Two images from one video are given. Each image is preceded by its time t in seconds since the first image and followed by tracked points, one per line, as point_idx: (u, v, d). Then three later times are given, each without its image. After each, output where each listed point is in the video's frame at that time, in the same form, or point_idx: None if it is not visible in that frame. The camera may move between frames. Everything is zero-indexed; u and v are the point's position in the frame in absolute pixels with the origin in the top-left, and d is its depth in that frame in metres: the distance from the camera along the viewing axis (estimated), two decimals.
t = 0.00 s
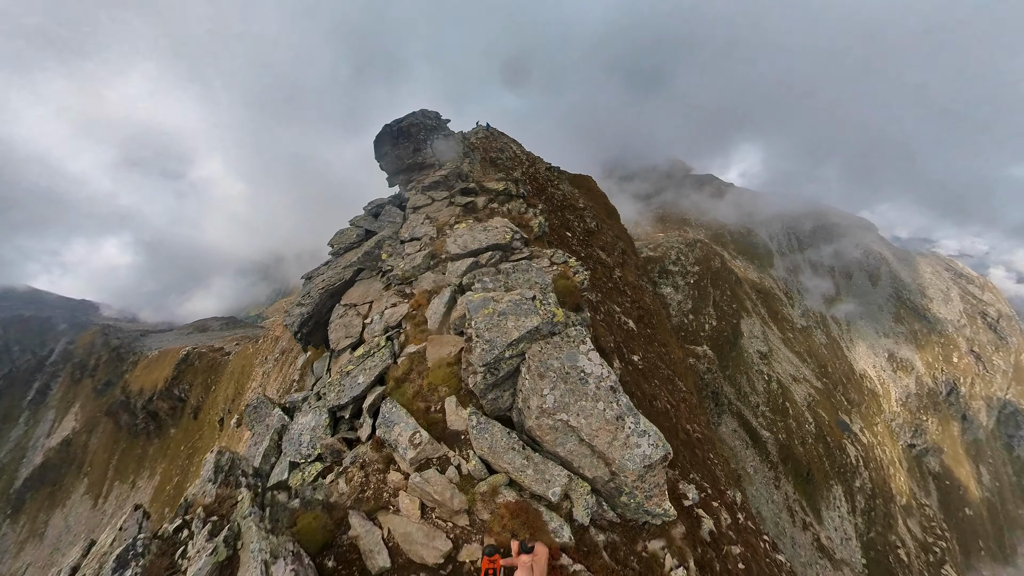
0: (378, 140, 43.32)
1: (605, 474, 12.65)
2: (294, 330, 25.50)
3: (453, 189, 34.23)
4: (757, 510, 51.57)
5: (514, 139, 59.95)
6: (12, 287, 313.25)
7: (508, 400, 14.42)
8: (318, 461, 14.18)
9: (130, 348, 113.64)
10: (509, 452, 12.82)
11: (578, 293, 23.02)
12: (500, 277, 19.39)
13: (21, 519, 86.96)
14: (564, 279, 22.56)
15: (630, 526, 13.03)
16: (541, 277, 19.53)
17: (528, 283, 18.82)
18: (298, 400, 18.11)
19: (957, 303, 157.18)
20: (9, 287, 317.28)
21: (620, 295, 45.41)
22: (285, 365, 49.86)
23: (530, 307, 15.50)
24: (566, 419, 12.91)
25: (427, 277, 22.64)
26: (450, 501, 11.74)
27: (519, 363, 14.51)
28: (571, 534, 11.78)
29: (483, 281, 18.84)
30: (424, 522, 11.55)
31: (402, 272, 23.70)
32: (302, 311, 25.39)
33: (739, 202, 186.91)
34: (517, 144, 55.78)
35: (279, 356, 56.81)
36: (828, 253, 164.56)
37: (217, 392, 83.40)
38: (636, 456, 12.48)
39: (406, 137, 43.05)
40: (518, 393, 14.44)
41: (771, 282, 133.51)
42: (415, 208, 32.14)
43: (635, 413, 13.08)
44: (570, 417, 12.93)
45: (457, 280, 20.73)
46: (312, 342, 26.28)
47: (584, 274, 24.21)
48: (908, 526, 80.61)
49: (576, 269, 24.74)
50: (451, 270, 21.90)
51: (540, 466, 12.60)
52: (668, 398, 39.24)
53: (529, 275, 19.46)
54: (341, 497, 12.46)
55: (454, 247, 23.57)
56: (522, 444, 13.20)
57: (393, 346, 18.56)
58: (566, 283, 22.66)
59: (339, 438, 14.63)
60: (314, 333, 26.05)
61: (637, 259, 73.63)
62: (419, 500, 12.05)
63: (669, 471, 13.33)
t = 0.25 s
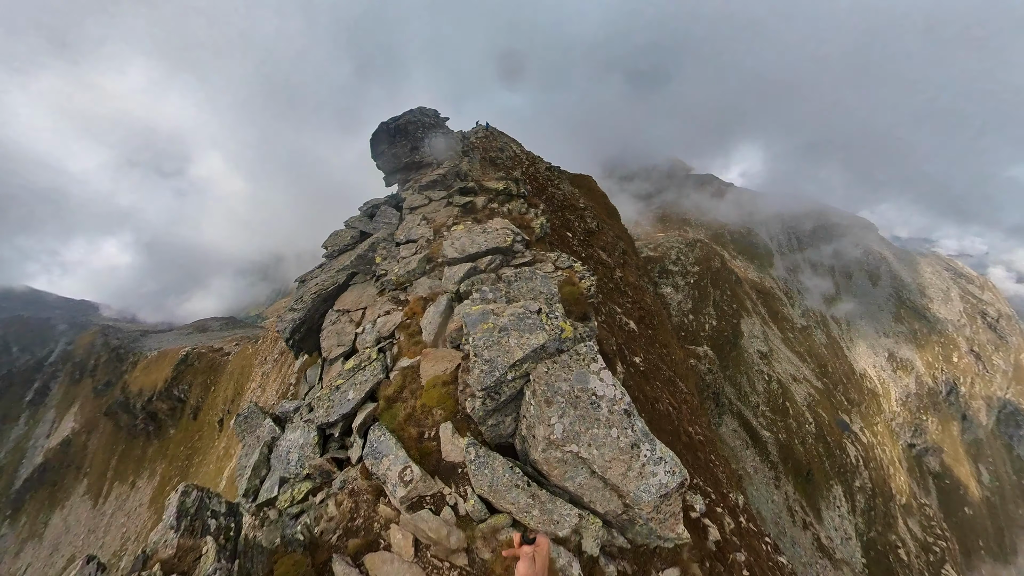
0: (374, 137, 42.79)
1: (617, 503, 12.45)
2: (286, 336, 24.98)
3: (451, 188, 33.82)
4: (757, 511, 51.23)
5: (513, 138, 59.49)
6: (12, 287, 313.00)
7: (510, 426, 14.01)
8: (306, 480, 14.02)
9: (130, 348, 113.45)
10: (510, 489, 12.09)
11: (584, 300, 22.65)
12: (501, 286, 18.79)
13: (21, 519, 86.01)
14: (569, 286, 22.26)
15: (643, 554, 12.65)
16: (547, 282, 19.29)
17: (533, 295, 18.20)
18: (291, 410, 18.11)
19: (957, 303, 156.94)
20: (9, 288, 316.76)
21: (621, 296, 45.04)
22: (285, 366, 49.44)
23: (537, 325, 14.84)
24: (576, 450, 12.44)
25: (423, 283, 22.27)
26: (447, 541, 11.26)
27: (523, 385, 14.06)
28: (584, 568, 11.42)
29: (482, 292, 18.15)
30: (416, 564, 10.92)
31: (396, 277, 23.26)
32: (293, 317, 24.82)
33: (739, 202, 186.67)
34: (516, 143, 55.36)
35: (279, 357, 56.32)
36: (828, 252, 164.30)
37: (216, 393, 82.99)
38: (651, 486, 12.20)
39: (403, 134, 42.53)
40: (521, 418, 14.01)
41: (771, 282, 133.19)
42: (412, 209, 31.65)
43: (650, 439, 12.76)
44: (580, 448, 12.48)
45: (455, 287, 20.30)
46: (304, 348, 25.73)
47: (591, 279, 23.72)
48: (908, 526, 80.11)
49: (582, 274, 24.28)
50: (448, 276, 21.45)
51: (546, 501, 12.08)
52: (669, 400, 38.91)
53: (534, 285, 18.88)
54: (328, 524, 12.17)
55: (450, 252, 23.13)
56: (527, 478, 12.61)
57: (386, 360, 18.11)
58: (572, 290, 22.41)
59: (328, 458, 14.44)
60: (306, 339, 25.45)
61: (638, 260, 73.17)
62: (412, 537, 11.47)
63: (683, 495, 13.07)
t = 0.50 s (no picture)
0: (371, 137, 42.28)
1: (630, 543, 11.51)
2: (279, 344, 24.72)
3: (449, 190, 33.35)
4: (758, 512, 50.92)
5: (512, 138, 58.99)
6: (10, 287, 311.79)
7: (513, 461, 13.40)
8: (298, 503, 14.27)
9: (129, 349, 113.10)
10: (513, 535, 11.21)
11: (590, 312, 22.28)
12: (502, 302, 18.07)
13: (21, 519, 85.51)
14: (575, 297, 21.77)
15: None
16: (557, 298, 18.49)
17: (537, 312, 17.42)
18: (283, 424, 18.30)
19: (957, 302, 156.54)
20: (7, 288, 315.57)
21: (622, 297, 44.58)
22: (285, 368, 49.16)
23: (542, 352, 14.11)
24: (587, 491, 11.61)
25: (418, 293, 21.83)
26: None
27: (528, 418, 13.36)
28: None
29: (482, 310, 17.36)
30: None
31: (390, 286, 22.79)
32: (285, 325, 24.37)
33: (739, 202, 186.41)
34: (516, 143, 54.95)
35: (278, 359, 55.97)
36: (828, 252, 164.09)
37: (215, 394, 82.62)
38: (667, 525, 11.16)
39: (400, 134, 42.09)
40: (525, 453, 13.38)
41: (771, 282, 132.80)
42: (408, 213, 31.15)
43: (664, 473, 11.74)
44: (590, 488, 11.64)
45: (452, 298, 19.71)
46: (297, 357, 25.44)
47: (597, 290, 23.25)
48: (908, 525, 79.87)
49: (588, 284, 23.76)
50: (445, 287, 20.89)
51: (553, 548, 11.21)
52: (670, 402, 38.53)
53: (539, 301, 17.99)
54: (319, 557, 12.31)
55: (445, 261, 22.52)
56: (532, 523, 11.72)
57: (379, 378, 17.80)
58: (578, 301, 21.95)
59: (319, 483, 14.46)
60: (300, 348, 25.09)
61: (638, 260, 72.76)
62: None
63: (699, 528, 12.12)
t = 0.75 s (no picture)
0: (368, 136, 41.86)
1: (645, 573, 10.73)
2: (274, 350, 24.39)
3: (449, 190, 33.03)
4: (758, 513, 50.71)
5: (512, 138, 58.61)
6: (9, 288, 311.31)
7: (520, 486, 12.71)
8: (291, 522, 13.97)
9: (129, 349, 112.85)
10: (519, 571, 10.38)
11: (597, 318, 21.99)
12: (506, 312, 17.18)
13: (20, 520, 85.15)
14: (581, 304, 21.44)
15: None
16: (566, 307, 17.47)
17: (544, 324, 16.49)
18: (279, 433, 18.17)
19: (957, 302, 156.27)
20: (7, 288, 314.97)
21: (622, 298, 44.29)
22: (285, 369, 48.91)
23: (552, 372, 13.21)
24: (600, 521, 10.86)
25: (416, 300, 21.52)
26: None
27: (536, 442, 12.59)
28: None
29: (484, 322, 16.51)
30: None
31: (387, 291, 22.47)
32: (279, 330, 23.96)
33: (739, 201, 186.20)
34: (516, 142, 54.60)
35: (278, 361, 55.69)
36: (827, 252, 163.91)
37: (214, 394, 82.29)
38: (681, 550, 10.50)
39: (398, 133, 41.77)
40: (532, 479, 12.70)
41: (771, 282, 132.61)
42: (407, 214, 30.77)
43: (680, 497, 11.05)
44: (604, 519, 10.85)
45: (452, 306, 19.29)
46: (293, 362, 25.15)
47: (604, 296, 22.83)
48: (908, 525, 79.56)
49: (595, 289, 23.35)
50: (444, 293, 20.49)
51: None
52: (672, 403, 38.21)
53: (547, 312, 16.95)
54: None
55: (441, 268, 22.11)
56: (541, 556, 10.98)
57: (376, 390, 17.38)
58: (584, 308, 21.59)
59: (313, 502, 14.10)
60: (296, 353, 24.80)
61: (638, 261, 72.53)
62: None
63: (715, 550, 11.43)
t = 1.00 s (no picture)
0: (367, 136, 41.56)
1: None
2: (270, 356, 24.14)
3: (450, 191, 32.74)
4: (759, 513, 50.54)
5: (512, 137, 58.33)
6: (9, 288, 310.72)
7: (532, 511, 12.28)
8: (291, 538, 13.83)
9: (128, 350, 112.55)
10: None
11: (607, 327, 21.71)
12: (516, 326, 16.77)
13: (20, 520, 84.88)
14: (592, 312, 21.18)
15: None
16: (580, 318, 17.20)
17: (556, 339, 16.09)
18: (276, 443, 18.04)
19: (957, 302, 156.16)
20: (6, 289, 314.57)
21: (623, 298, 44.06)
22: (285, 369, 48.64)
23: (568, 394, 12.86)
24: (618, 546, 10.70)
25: (417, 306, 21.22)
26: None
27: (551, 467, 12.22)
28: None
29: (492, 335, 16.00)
30: None
31: (387, 297, 22.15)
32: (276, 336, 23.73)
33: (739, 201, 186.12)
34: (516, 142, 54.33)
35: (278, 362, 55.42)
36: (827, 251, 163.89)
37: (214, 395, 82.00)
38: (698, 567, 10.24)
39: (397, 133, 41.49)
40: (545, 504, 12.28)
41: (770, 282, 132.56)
42: (407, 216, 30.46)
43: (696, 512, 10.88)
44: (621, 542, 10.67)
45: (456, 315, 18.96)
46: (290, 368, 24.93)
47: (614, 304, 22.64)
48: (907, 524, 79.35)
49: (605, 297, 23.20)
50: (447, 299, 20.12)
51: None
52: (673, 404, 38.01)
53: (559, 326, 16.61)
54: None
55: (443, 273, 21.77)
56: None
57: (376, 404, 16.99)
58: (594, 316, 21.23)
59: (312, 520, 13.93)
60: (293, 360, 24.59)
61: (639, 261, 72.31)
62: None
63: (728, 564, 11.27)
